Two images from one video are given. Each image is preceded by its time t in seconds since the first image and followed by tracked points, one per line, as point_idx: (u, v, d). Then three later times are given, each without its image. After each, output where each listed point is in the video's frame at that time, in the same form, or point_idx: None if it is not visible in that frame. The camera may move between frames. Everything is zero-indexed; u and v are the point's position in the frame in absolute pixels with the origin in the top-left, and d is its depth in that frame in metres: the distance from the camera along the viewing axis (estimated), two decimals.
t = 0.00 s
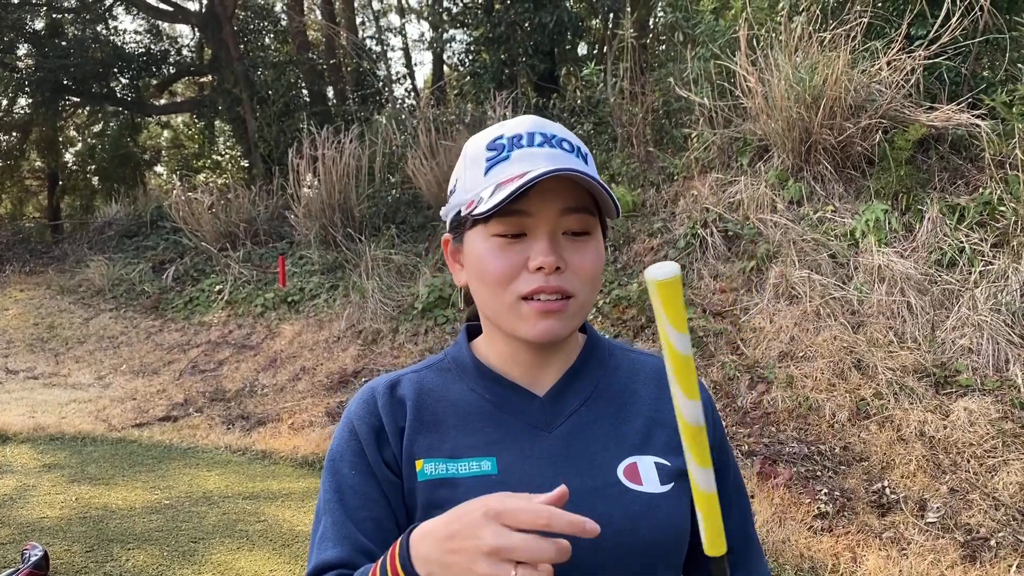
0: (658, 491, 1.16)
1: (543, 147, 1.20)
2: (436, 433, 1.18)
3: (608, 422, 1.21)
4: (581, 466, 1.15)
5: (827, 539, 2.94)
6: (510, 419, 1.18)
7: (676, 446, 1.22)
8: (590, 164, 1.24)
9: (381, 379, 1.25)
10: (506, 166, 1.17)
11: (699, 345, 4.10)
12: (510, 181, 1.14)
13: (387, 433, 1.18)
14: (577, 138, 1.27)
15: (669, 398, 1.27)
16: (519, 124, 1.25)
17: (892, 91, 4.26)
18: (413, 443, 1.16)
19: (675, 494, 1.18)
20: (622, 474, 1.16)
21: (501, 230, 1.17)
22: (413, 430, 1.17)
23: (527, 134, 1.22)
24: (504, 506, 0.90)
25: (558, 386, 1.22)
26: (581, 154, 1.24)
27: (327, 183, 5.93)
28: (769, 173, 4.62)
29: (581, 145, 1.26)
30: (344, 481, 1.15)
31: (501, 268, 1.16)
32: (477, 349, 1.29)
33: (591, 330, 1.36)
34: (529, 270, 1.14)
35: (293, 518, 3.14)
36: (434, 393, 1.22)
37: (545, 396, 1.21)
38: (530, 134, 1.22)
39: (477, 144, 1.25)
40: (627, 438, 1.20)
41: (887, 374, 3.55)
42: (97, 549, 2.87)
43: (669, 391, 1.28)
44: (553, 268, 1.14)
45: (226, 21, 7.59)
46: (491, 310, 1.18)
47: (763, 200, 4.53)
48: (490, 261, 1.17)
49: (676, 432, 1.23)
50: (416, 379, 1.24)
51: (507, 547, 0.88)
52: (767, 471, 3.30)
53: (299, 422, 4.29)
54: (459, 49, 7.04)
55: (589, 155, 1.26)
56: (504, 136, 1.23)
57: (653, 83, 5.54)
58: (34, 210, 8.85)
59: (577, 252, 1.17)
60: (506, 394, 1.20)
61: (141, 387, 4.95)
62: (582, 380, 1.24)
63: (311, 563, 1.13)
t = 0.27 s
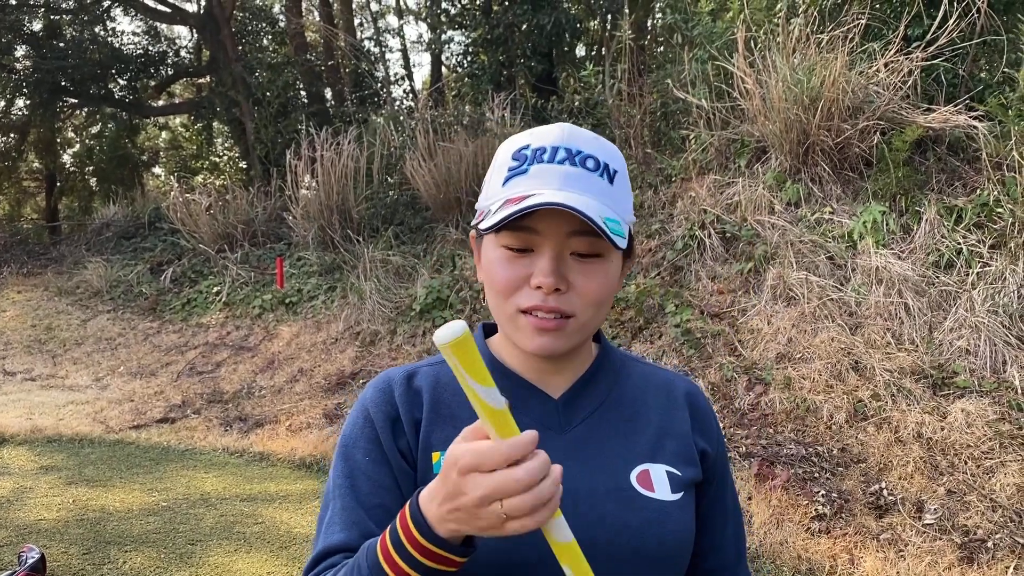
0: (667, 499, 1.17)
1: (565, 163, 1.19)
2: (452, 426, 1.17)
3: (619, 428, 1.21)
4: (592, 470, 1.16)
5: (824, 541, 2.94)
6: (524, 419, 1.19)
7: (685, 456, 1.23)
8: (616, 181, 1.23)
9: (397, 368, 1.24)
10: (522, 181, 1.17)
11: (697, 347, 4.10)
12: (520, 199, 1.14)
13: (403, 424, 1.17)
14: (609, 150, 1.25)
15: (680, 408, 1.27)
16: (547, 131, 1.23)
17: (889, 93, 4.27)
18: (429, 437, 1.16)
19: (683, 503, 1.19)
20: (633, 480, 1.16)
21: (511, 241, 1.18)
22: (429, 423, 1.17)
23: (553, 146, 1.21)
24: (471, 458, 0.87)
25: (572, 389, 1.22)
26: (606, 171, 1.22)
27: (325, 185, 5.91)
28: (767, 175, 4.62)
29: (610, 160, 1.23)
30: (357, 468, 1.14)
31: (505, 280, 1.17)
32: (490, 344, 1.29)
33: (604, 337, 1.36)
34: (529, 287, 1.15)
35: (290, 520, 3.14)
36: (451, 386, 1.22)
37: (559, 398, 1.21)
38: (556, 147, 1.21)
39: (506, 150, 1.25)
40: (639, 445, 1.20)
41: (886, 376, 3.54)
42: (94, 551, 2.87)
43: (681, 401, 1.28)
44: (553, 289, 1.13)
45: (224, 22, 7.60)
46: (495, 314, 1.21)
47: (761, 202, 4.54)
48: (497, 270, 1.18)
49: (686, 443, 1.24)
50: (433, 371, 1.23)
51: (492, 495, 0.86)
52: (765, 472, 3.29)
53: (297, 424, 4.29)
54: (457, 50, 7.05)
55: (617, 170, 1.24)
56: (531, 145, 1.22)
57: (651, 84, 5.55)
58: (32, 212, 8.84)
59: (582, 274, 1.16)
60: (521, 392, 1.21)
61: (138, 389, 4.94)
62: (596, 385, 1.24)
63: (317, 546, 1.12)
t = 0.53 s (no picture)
0: (672, 506, 1.17)
1: (568, 184, 1.20)
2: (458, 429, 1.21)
3: (626, 434, 1.22)
4: (597, 475, 1.16)
5: (823, 541, 2.94)
6: (531, 424, 1.20)
7: (694, 463, 1.22)
8: (621, 197, 1.23)
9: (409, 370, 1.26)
10: (525, 203, 1.21)
11: (695, 347, 4.10)
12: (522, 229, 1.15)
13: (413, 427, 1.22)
14: (617, 163, 1.24)
15: (690, 415, 1.26)
16: (553, 145, 1.23)
17: (887, 94, 4.27)
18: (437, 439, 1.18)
19: (689, 510, 1.19)
20: (638, 487, 1.17)
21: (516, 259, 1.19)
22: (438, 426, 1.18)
23: (556, 163, 1.21)
24: (440, 467, 0.87)
25: (579, 396, 1.22)
26: (611, 188, 1.22)
27: (324, 186, 5.89)
28: (765, 175, 4.63)
29: (618, 175, 1.23)
30: (369, 466, 1.15)
31: (510, 298, 1.19)
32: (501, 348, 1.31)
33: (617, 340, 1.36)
34: (533, 308, 1.17)
35: (290, 521, 3.14)
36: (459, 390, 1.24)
37: (566, 404, 1.22)
38: (559, 164, 1.21)
39: (512, 162, 1.26)
40: (645, 452, 1.20)
41: (884, 376, 3.54)
42: (93, 553, 2.86)
43: (692, 407, 1.27)
44: (556, 311, 1.15)
45: (222, 23, 7.60)
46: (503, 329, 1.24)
47: (759, 202, 4.54)
48: (503, 288, 1.20)
49: (695, 450, 1.23)
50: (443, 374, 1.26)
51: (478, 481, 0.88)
52: (764, 473, 3.29)
53: (295, 425, 4.29)
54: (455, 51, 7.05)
55: (625, 185, 1.24)
56: (535, 160, 1.23)
57: (649, 85, 5.55)
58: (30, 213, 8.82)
59: (587, 293, 1.16)
60: (528, 397, 1.22)
61: (137, 390, 4.94)
62: (604, 391, 1.24)
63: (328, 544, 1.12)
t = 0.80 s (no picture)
0: (679, 500, 1.16)
1: (560, 192, 1.20)
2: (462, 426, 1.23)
3: (631, 430, 1.22)
4: (602, 472, 1.16)
5: (824, 541, 2.94)
6: (536, 422, 1.21)
7: (701, 457, 1.21)
8: (616, 202, 1.23)
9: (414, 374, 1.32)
10: (518, 211, 1.22)
11: (695, 347, 4.10)
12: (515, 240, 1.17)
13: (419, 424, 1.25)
14: (611, 168, 1.23)
15: (696, 409, 1.25)
16: (545, 151, 1.23)
17: (886, 93, 4.27)
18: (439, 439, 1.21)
19: (698, 504, 1.18)
20: (644, 482, 1.16)
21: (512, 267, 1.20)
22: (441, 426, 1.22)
23: (549, 170, 1.21)
24: (391, 428, 0.92)
25: (582, 394, 1.23)
26: (605, 193, 1.22)
27: (322, 186, 5.89)
28: (764, 175, 4.63)
29: (612, 179, 1.23)
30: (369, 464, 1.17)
31: (509, 305, 1.20)
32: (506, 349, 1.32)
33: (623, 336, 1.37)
34: (531, 315, 1.18)
35: (289, 522, 3.13)
36: (464, 392, 1.27)
37: (570, 402, 1.23)
38: (552, 171, 1.21)
39: (507, 168, 1.27)
40: (650, 447, 1.20)
41: (884, 376, 3.54)
42: (93, 554, 2.86)
43: (698, 401, 1.26)
44: (552, 318, 1.16)
45: (220, 23, 7.59)
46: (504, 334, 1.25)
47: (759, 202, 4.54)
48: (501, 294, 1.21)
49: (702, 444, 1.22)
50: (446, 376, 1.30)
51: (427, 437, 0.92)
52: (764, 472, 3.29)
53: (294, 425, 4.28)
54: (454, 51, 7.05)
55: (620, 190, 1.23)
56: (529, 166, 1.23)
57: (647, 85, 5.55)
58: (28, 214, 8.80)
59: (584, 300, 1.17)
60: (532, 395, 1.23)
61: (136, 391, 4.92)
62: (608, 388, 1.25)
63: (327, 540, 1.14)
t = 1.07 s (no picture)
0: (678, 495, 1.17)
1: (552, 199, 1.21)
2: (461, 428, 1.22)
3: (629, 427, 1.22)
4: (601, 468, 1.17)
5: (823, 541, 2.95)
6: (534, 420, 1.21)
7: (699, 452, 1.22)
8: (608, 210, 1.23)
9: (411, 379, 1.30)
10: (510, 218, 1.23)
11: (694, 347, 4.11)
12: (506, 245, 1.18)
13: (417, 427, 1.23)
14: (604, 175, 1.24)
15: (694, 404, 1.26)
16: (538, 158, 1.24)
17: (884, 94, 4.28)
18: (437, 439, 1.21)
19: (696, 498, 1.19)
20: (643, 477, 1.17)
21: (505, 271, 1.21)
22: (440, 425, 1.22)
23: (541, 177, 1.22)
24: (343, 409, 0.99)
25: (581, 391, 1.23)
26: (597, 201, 1.22)
27: (321, 187, 5.91)
28: (763, 176, 4.63)
29: (604, 186, 1.23)
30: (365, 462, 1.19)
31: (502, 309, 1.21)
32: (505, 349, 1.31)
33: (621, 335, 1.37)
34: (523, 319, 1.19)
35: (289, 523, 3.14)
36: (461, 392, 1.26)
37: (569, 399, 1.23)
38: (544, 178, 1.22)
39: (501, 174, 1.27)
40: (648, 443, 1.21)
41: (882, 376, 3.55)
42: (93, 555, 2.86)
43: (696, 397, 1.27)
44: (544, 323, 1.17)
45: (219, 25, 7.60)
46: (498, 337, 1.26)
47: (757, 202, 4.55)
48: (495, 298, 1.22)
49: (700, 439, 1.23)
50: (445, 378, 1.28)
51: (378, 413, 0.99)
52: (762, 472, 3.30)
53: (294, 426, 4.28)
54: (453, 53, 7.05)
55: (612, 197, 1.24)
56: (522, 173, 1.24)
57: (646, 85, 5.56)
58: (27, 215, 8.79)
59: (576, 304, 1.18)
60: (530, 393, 1.23)
61: (135, 392, 4.93)
62: (607, 385, 1.25)
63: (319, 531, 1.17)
